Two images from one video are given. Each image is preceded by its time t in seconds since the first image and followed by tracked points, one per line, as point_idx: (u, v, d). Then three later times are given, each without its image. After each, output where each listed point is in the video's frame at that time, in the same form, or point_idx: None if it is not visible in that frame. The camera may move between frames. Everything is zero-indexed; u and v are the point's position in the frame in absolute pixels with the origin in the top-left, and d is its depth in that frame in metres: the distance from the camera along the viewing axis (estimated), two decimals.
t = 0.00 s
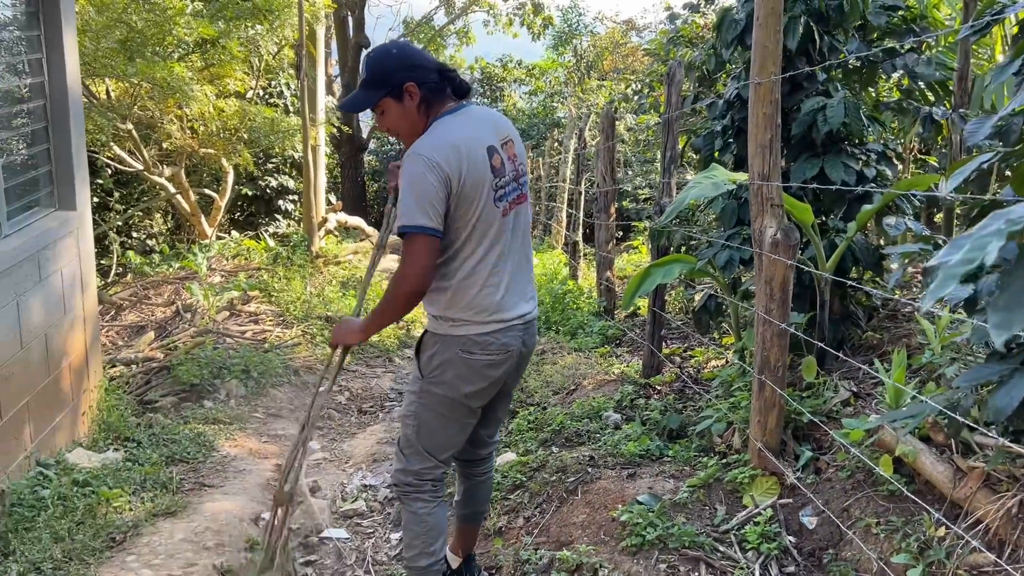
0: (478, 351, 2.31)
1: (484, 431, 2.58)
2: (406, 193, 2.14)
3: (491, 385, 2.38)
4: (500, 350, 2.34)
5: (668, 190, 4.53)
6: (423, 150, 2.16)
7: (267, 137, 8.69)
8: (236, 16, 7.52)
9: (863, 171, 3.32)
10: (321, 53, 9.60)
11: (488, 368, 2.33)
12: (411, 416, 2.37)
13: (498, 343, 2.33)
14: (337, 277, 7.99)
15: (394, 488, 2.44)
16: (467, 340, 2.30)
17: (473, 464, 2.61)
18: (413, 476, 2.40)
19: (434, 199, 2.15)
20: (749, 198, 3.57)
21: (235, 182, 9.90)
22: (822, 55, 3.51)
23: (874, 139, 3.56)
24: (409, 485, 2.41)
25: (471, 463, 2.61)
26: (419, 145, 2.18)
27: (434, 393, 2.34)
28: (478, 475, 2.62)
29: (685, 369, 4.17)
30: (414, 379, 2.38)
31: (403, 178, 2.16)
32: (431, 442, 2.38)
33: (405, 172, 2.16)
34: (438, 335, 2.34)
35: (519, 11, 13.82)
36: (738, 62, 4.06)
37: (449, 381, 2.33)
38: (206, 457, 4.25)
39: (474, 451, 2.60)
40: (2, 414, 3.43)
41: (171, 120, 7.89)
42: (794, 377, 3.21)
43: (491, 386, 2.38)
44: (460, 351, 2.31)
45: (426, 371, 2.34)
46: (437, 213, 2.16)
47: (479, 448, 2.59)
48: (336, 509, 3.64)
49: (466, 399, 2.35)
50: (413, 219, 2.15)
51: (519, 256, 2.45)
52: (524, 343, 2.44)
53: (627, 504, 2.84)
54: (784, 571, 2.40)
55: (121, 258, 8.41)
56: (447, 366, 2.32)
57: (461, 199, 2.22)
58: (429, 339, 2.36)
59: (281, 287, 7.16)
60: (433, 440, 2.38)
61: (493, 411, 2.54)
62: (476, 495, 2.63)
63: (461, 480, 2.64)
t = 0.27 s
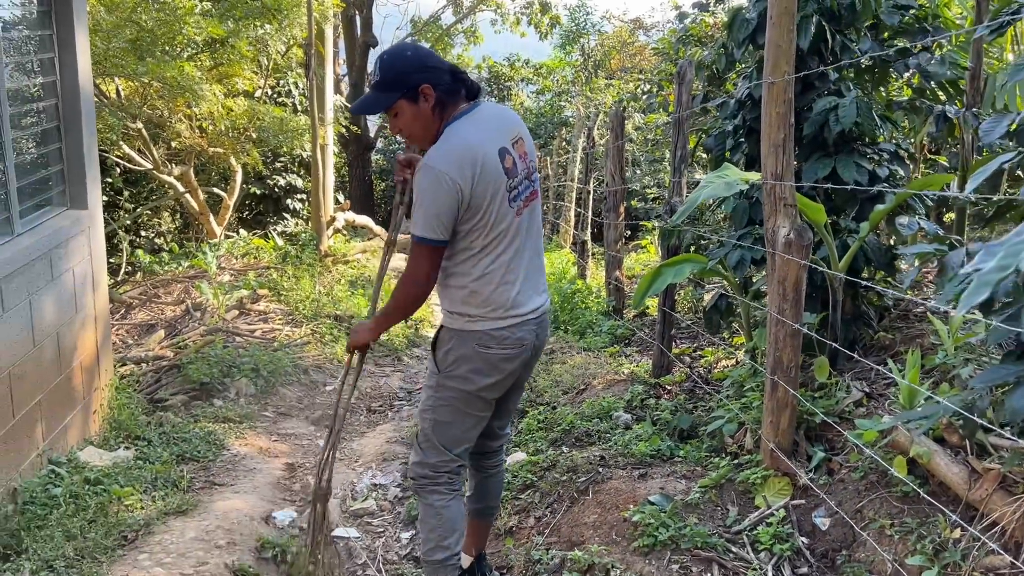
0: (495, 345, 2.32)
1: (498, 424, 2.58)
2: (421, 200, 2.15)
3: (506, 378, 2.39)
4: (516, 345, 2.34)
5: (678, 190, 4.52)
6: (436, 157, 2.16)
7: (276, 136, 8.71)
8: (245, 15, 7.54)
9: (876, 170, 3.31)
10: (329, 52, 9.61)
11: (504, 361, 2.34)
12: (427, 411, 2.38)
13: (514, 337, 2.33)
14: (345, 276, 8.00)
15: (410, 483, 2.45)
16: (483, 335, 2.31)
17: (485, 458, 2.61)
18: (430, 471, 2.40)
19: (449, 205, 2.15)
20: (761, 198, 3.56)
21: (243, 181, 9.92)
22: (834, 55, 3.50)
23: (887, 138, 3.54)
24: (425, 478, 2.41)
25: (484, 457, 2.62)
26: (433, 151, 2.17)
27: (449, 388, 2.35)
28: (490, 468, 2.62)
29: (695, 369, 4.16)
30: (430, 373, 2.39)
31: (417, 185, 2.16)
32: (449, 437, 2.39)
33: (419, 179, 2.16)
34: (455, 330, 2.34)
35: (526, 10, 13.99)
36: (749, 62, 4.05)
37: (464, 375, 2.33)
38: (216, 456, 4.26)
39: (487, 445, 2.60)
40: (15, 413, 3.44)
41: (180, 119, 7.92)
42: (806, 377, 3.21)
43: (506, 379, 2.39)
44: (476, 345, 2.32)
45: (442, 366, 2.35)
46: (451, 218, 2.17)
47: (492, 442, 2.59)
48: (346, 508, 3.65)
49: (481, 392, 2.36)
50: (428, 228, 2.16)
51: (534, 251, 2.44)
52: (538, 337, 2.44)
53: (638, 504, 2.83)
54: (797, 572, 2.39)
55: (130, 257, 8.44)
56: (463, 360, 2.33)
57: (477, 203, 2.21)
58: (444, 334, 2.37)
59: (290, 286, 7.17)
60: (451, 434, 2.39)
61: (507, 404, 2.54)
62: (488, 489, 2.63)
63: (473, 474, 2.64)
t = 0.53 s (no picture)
0: (466, 342, 2.32)
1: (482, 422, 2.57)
2: (438, 177, 2.15)
3: (476, 376, 2.39)
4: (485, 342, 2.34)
5: (682, 188, 4.51)
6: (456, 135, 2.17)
7: (279, 135, 8.71)
8: (249, 14, 7.54)
9: (882, 169, 3.30)
10: (333, 51, 9.61)
11: (474, 360, 2.35)
12: (390, 388, 2.42)
13: (490, 335, 2.33)
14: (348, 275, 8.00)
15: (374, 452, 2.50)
16: (458, 330, 2.31)
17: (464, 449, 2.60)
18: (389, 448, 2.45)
19: (466, 185, 2.15)
20: (766, 196, 3.55)
21: (247, 180, 9.92)
22: (840, 53, 3.48)
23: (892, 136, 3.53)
24: (377, 447, 2.47)
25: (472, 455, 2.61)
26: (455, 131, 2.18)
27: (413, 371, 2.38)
28: (481, 465, 2.61)
29: (700, 368, 4.15)
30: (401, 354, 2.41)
31: (436, 162, 2.16)
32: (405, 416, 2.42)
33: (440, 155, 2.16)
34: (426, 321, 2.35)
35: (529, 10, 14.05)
36: (754, 61, 4.04)
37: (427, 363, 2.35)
38: (219, 455, 4.26)
39: (473, 440, 2.58)
40: (19, 411, 3.44)
41: (183, 118, 7.92)
42: (811, 377, 3.19)
43: (474, 376, 2.39)
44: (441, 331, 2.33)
45: (412, 350, 2.37)
46: (465, 201, 2.17)
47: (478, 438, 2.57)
48: (350, 507, 3.64)
49: (446, 384, 2.38)
50: (446, 202, 2.15)
51: (524, 249, 2.47)
52: (516, 339, 2.44)
53: (643, 503, 2.83)
54: (803, 572, 2.39)
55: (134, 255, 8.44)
56: (434, 350, 2.34)
57: (491, 187, 2.23)
58: (420, 322, 2.38)
59: (293, 285, 7.17)
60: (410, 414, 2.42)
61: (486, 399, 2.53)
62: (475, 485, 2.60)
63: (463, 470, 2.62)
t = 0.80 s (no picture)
0: (443, 351, 2.39)
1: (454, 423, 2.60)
2: (437, 175, 2.18)
3: (446, 382, 2.47)
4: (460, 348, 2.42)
5: (685, 188, 4.51)
6: (453, 134, 2.23)
7: (282, 134, 8.72)
8: (252, 14, 7.55)
9: (884, 169, 3.30)
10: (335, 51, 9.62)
11: (448, 368, 2.42)
12: (359, 394, 2.45)
13: (463, 342, 2.41)
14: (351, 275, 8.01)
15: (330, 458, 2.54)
16: (436, 338, 2.37)
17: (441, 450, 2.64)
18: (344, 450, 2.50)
19: (466, 185, 2.20)
20: (768, 196, 3.55)
21: (249, 180, 9.94)
22: (842, 53, 3.48)
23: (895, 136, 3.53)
24: (336, 450, 2.49)
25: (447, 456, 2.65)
26: (455, 131, 2.24)
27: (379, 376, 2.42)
28: (460, 463, 2.64)
29: (702, 368, 4.15)
30: (372, 361, 2.44)
31: (435, 159, 2.19)
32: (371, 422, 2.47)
33: (440, 153, 2.20)
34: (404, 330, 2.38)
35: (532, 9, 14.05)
36: (756, 61, 4.04)
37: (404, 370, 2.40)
38: (222, 454, 4.27)
39: (449, 439, 2.61)
40: (23, 409, 3.45)
41: (186, 118, 7.93)
42: (814, 376, 3.19)
43: (445, 383, 2.47)
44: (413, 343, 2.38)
45: (386, 359, 2.40)
46: (463, 201, 2.22)
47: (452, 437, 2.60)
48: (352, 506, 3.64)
49: (417, 391, 2.43)
50: (447, 201, 2.18)
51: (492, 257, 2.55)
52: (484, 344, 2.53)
53: (645, 502, 2.83)
54: (805, 571, 2.39)
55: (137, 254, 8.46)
56: (409, 360, 2.39)
57: (480, 192, 2.30)
58: (394, 329, 2.42)
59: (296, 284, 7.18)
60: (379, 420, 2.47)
61: (456, 398, 2.55)
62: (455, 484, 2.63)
63: (445, 471, 2.65)
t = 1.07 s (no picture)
0: (390, 371, 2.40)
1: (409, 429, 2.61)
2: (393, 200, 2.16)
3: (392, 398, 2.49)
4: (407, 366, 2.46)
5: (690, 188, 4.52)
6: (397, 157, 2.23)
7: (287, 134, 8.76)
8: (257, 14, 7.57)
9: (891, 169, 3.30)
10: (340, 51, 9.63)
11: (394, 386, 2.44)
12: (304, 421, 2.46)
13: (408, 360, 2.42)
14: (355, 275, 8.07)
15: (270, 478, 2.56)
16: (383, 360, 2.38)
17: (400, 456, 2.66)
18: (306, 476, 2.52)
19: (418, 205, 2.21)
20: (775, 196, 3.56)
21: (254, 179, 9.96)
22: (849, 53, 3.49)
23: (901, 137, 3.54)
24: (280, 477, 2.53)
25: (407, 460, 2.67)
26: (399, 153, 2.24)
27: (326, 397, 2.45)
28: (427, 471, 2.64)
29: (708, 368, 4.16)
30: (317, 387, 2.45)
31: (388, 184, 2.17)
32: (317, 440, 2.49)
33: (391, 178, 2.18)
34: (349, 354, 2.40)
35: (535, 9, 13.96)
36: (762, 61, 4.05)
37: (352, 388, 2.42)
38: (228, 453, 4.28)
39: (411, 451, 2.62)
40: (32, 408, 3.46)
41: (191, 117, 7.96)
42: (820, 376, 3.20)
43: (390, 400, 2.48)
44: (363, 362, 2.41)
45: (332, 384, 2.41)
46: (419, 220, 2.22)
47: (412, 448, 2.60)
48: (359, 505, 3.65)
49: (364, 410, 2.46)
50: (406, 224, 2.16)
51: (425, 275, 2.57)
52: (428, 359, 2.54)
53: (652, 502, 2.84)
54: (813, 570, 2.40)
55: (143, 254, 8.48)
56: (356, 382, 2.41)
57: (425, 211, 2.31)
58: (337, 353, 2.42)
59: (301, 283, 7.19)
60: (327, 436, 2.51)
61: (408, 411, 2.57)
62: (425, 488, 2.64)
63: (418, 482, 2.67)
